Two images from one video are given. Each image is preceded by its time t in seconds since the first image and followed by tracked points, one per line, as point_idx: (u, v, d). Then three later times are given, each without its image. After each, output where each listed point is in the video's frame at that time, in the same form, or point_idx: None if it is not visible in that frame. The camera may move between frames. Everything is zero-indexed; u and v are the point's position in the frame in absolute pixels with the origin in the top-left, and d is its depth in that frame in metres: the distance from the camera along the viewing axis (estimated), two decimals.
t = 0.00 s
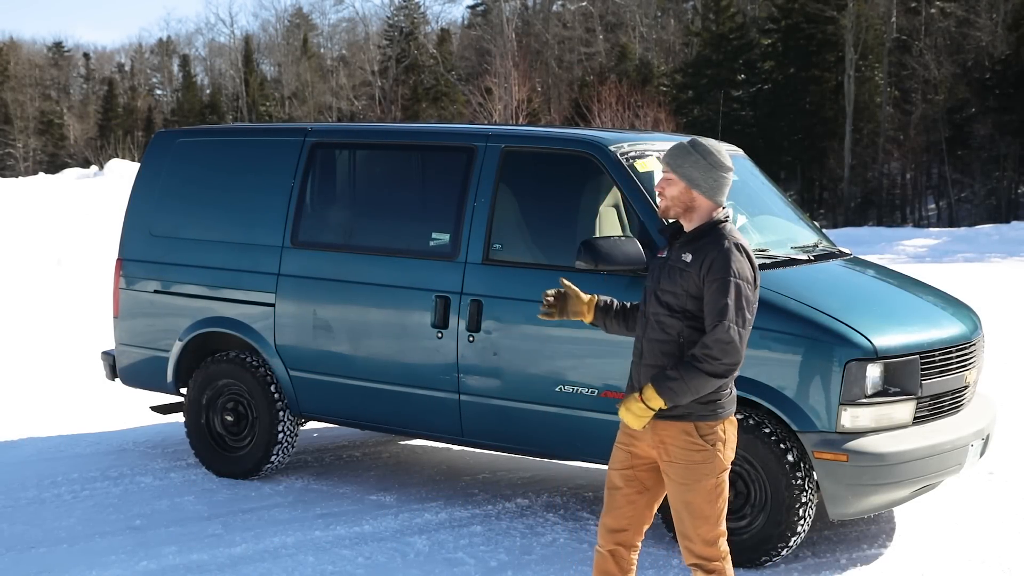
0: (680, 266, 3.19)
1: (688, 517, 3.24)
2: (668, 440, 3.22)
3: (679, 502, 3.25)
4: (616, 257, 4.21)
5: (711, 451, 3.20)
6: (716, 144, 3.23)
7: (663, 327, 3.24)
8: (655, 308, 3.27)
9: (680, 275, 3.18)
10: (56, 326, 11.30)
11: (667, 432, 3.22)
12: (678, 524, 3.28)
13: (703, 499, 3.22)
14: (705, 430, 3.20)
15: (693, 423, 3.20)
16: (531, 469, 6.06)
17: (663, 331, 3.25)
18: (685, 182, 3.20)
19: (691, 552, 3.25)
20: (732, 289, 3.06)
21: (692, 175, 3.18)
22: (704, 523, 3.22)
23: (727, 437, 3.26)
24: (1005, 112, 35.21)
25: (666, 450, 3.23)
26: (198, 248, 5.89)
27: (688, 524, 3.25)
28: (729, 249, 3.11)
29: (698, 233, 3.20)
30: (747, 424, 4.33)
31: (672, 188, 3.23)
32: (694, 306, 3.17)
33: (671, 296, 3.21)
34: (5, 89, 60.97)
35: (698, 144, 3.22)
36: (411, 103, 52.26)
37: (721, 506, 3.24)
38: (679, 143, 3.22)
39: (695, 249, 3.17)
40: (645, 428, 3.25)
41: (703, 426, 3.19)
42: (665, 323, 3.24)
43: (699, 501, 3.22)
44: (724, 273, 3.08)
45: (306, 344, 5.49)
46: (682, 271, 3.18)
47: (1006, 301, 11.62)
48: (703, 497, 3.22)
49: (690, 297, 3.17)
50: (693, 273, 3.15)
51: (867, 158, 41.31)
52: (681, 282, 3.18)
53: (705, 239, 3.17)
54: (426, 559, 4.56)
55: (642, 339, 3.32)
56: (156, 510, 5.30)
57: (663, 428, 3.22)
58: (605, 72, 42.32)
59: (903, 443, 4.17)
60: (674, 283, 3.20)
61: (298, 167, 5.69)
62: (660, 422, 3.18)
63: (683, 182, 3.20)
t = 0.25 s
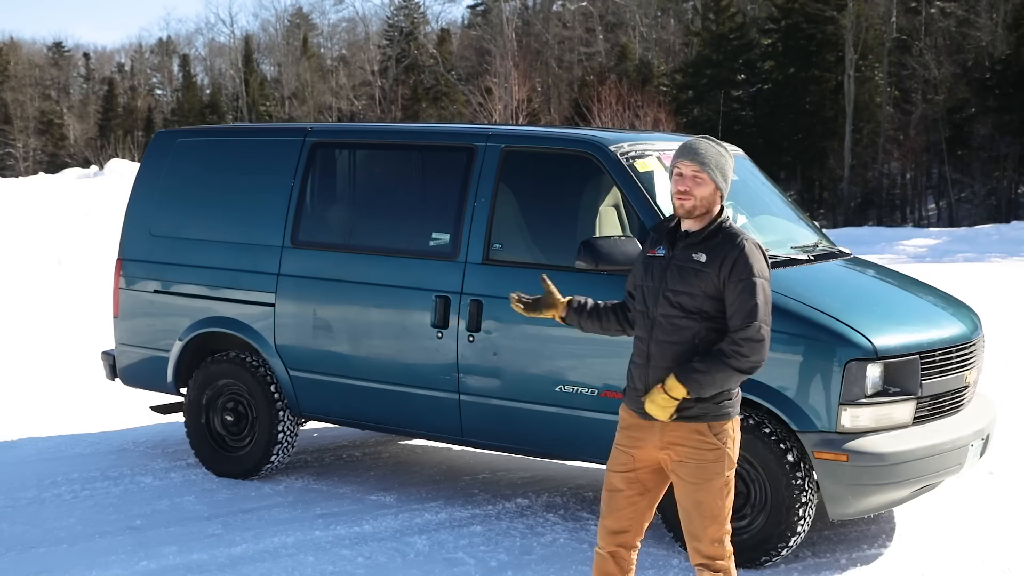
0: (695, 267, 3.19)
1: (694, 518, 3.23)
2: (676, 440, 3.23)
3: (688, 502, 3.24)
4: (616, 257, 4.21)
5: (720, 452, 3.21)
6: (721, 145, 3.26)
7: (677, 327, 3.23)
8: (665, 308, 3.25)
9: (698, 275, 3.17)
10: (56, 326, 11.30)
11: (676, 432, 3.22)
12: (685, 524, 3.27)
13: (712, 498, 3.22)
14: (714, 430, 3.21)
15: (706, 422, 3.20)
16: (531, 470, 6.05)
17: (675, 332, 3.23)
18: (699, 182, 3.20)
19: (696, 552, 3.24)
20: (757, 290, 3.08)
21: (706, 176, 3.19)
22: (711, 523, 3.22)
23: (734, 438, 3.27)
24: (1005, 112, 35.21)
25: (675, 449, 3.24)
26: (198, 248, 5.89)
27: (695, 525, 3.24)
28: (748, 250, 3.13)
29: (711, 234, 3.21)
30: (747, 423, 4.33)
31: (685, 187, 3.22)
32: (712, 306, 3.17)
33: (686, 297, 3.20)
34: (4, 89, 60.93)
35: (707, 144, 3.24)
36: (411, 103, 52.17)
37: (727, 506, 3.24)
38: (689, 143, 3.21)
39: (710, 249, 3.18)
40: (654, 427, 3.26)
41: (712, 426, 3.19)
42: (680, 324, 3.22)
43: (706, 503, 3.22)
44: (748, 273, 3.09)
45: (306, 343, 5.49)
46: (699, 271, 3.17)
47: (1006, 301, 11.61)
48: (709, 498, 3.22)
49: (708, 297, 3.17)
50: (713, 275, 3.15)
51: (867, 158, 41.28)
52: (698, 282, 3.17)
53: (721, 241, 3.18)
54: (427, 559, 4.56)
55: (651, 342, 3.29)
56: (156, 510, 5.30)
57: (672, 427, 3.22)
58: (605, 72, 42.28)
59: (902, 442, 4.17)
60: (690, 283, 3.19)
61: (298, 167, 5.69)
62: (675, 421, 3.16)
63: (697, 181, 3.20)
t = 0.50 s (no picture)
0: (707, 268, 3.20)
1: (699, 518, 3.24)
2: (685, 439, 3.25)
3: (695, 501, 3.24)
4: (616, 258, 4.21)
5: (726, 451, 3.25)
6: (715, 145, 3.28)
7: (689, 329, 3.22)
8: (676, 311, 3.23)
9: (714, 277, 3.18)
10: (55, 326, 11.30)
11: (684, 431, 3.25)
12: (690, 525, 3.26)
13: (721, 497, 3.23)
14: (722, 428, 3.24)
15: (717, 421, 3.23)
16: (531, 470, 6.05)
17: (688, 333, 3.23)
18: (705, 185, 3.21)
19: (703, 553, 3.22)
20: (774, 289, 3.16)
21: (712, 179, 3.21)
22: (718, 521, 3.23)
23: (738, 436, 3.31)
24: (1005, 112, 35.23)
25: (683, 449, 3.26)
26: (198, 249, 5.89)
27: (701, 525, 3.24)
28: (761, 250, 3.19)
29: (716, 236, 3.23)
30: (747, 423, 4.33)
31: (692, 190, 3.21)
32: (725, 307, 3.20)
33: (699, 299, 3.20)
34: (4, 89, 60.93)
35: (704, 146, 3.25)
36: (411, 103, 52.12)
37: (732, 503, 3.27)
38: (695, 147, 3.19)
39: (720, 250, 3.20)
40: (661, 429, 3.28)
41: (721, 425, 3.22)
42: (693, 327, 3.22)
43: (713, 503, 3.23)
44: (764, 274, 3.15)
45: (306, 344, 5.49)
46: (712, 273, 3.19)
47: (1006, 301, 11.60)
48: (716, 497, 3.24)
49: (721, 299, 3.19)
50: (729, 276, 3.17)
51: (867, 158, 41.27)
52: (712, 284, 3.18)
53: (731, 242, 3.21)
54: (427, 559, 4.56)
55: (660, 347, 3.26)
56: (156, 510, 5.30)
57: (680, 427, 3.25)
58: (605, 72, 42.27)
59: (902, 443, 4.17)
60: (703, 285, 3.19)
61: (298, 167, 5.69)
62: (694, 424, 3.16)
63: (705, 185, 3.21)
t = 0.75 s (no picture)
0: (697, 267, 3.24)
1: (697, 519, 3.23)
2: (677, 439, 3.27)
3: (690, 499, 3.24)
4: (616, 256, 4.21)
5: (714, 450, 3.28)
6: (693, 146, 3.33)
7: (682, 329, 3.24)
8: (668, 311, 3.24)
9: (706, 276, 3.23)
10: (55, 326, 11.30)
11: (676, 431, 3.27)
12: (685, 527, 3.24)
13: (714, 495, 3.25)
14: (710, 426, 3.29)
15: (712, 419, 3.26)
16: (531, 469, 6.06)
17: (681, 334, 3.24)
18: (691, 187, 3.25)
19: (701, 554, 3.21)
20: (761, 288, 3.25)
21: (696, 181, 3.26)
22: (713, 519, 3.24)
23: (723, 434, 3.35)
24: (1005, 112, 35.26)
25: (676, 451, 3.27)
26: (198, 249, 5.89)
27: (697, 525, 3.22)
28: (746, 251, 3.28)
29: (701, 237, 3.29)
30: (746, 423, 4.33)
31: (677, 193, 3.24)
32: (716, 307, 3.25)
33: (691, 299, 3.23)
34: (4, 89, 60.96)
35: (685, 146, 3.28)
36: (411, 103, 52.09)
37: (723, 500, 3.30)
38: (680, 148, 3.23)
39: (708, 251, 3.26)
40: (652, 430, 3.28)
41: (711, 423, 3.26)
42: (684, 327, 3.24)
43: (708, 502, 3.25)
44: (751, 274, 3.25)
45: (306, 344, 5.49)
46: (704, 273, 3.23)
47: (1006, 301, 11.60)
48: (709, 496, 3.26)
49: (712, 299, 3.24)
50: (719, 277, 3.23)
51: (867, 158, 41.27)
52: (705, 284, 3.23)
53: (716, 243, 3.27)
54: (427, 559, 4.56)
55: (651, 349, 3.26)
56: (156, 511, 5.30)
57: (671, 428, 3.26)
58: (605, 72, 42.27)
59: (902, 443, 4.17)
60: (696, 285, 3.23)
61: (298, 168, 5.69)
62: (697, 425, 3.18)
63: (691, 187, 3.25)
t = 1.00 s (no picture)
0: (676, 267, 3.26)
1: (685, 516, 3.24)
2: (661, 437, 3.29)
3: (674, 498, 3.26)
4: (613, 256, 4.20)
5: (694, 445, 3.32)
6: (666, 145, 3.35)
7: (663, 328, 3.26)
8: (650, 310, 3.25)
9: (685, 275, 3.26)
10: (55, 326, 11.31)
11: (659, 429, 3.29)
12: (673, 525, 3.24)
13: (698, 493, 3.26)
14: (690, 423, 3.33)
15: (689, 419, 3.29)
16: (531, 469, 6.06)
17: (662, 332, 3.26)
18: (668, 187, 3.27)
19: (690, 550, 3.22)
20: (734, 287, 3.32)
21: (673, 180, 3.28)
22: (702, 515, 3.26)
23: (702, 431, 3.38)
24: (1005, 112, 35.27)
25: (660, 448, 3.29)
26: (198, 249, 5.89)
27: (685, 523, 3.24)
28: (719, 250, 3.33)
29: (676, 236, 3.31)
30: (747, 423, 4.32)
31: (653, 192, 3.26)
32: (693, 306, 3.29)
33: (671, 297, 3.25)
34: (4, 89, 60.96)
35: (661, 146, 3.29)
36: (411, 103, 52.08)
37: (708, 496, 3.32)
38: (658, 147, 3.24)
39: (686, 250, 3.29)
40: (636, 429, 3.29)
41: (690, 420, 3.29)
42: (664, 326, 3.26)
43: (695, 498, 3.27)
44: (725, 272, 3.31)
45: (306, 344, 5.49)
46: (683, 271, 3.26)
47: (1006, 301, 11.60)
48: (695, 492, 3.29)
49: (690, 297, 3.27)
50: (696, 276, 3.26)
51: (867, 158, 41.26)
52: (684, 282, 3.25)
53: (693, 243, 3.31)
54: (427, 559, 4.56)
55: (631, 348, 3.27)
56: (156, 510, 5.30)
57: (654, 426, 3.29)
58: (605, 72, 42.28)
59: (902, 443, 4.17)
60: (676, 283, 3.25)
61: (298, 167, 5.69)
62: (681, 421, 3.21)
63: (667, 186, 3.27)
